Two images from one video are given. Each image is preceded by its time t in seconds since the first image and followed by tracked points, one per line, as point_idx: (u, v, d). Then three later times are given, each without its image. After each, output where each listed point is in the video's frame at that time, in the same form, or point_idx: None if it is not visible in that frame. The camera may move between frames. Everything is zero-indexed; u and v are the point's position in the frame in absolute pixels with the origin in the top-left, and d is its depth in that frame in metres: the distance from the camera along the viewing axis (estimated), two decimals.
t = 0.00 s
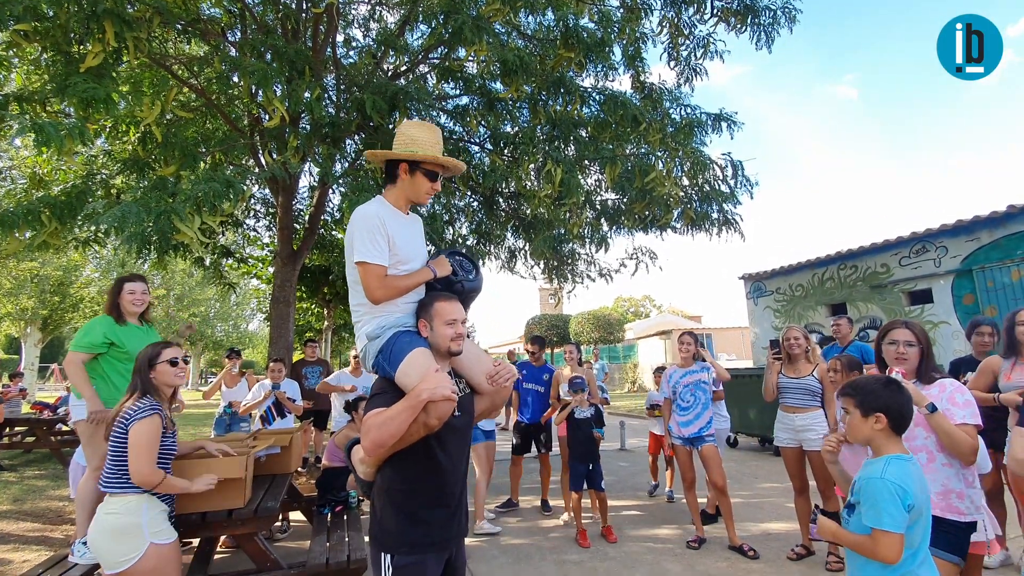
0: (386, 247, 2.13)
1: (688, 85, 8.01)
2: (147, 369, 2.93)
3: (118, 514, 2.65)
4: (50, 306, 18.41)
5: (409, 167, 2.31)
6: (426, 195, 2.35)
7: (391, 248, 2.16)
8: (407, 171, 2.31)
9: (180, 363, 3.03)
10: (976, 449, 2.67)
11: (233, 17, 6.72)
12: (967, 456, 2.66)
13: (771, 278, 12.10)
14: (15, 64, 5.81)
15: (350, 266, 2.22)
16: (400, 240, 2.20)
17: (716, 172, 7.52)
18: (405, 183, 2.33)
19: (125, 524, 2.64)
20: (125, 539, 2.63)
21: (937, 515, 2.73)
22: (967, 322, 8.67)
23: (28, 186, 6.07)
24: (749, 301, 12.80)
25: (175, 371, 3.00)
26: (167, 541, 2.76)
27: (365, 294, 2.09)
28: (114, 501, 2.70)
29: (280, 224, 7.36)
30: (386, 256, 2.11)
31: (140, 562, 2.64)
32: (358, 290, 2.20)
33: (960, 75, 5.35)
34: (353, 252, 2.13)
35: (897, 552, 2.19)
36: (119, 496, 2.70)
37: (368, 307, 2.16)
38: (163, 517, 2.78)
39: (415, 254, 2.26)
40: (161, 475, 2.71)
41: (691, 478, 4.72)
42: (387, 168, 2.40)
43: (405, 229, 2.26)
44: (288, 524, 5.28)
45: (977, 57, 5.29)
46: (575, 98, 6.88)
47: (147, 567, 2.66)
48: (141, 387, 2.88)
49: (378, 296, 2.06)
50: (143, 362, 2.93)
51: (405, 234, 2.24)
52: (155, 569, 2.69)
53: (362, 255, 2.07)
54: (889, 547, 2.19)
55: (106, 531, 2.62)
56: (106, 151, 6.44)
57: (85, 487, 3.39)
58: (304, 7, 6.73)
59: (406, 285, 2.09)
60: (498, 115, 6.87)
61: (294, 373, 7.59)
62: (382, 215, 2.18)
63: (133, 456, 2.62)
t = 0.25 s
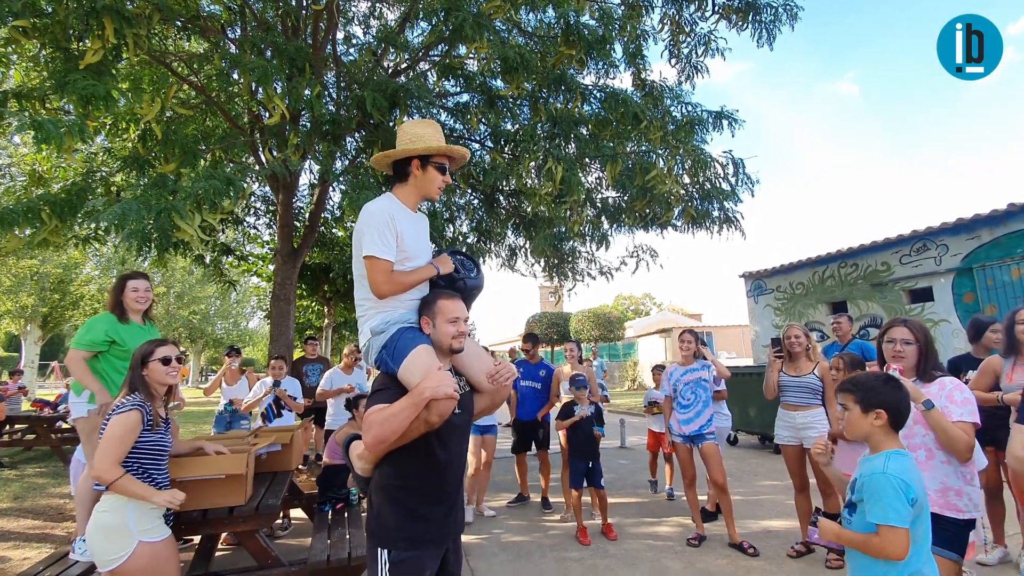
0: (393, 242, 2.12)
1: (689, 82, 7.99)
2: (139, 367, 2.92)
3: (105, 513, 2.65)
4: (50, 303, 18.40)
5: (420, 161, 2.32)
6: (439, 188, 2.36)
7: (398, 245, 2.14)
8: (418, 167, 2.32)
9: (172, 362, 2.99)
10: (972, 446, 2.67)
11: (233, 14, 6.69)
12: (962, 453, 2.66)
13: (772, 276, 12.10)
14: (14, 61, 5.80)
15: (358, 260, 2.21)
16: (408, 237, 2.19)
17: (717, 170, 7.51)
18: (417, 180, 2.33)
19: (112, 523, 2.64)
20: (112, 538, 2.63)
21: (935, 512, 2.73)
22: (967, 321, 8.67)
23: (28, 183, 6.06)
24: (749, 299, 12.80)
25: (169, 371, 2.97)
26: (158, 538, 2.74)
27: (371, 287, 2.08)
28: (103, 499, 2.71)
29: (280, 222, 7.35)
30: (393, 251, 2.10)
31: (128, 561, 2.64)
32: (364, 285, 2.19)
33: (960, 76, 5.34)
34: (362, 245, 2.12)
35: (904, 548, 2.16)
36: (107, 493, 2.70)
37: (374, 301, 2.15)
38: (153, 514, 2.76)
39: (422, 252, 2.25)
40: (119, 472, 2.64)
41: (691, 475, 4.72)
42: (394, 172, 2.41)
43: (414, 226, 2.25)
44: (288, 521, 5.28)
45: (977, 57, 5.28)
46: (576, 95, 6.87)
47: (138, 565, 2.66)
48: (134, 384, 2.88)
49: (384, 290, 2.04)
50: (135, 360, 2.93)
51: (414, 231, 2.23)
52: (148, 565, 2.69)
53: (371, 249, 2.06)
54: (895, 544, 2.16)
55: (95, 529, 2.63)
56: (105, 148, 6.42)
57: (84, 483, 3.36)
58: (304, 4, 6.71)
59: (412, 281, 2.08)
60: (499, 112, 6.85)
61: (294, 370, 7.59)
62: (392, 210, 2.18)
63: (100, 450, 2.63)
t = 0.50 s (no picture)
0: (406, 235, 2.11)
1: (689, 79, 7.97)
2: (137, 364, 2.92)
3: (105, 510, 2.67)
4: (50, 301, 18.41)
5: (427, 156, 2.32)
6: (448, 181, 2.37)
7: (410, 238, 2.14)
8: (427, 163, 2.32)
9: (170, 360, 2.99)
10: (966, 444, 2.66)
11: (233, 10, 6.67)
12: (955, 451, 2.66)
13: (772, 274, 12.09)
14: (14, 58, 5.78)
15: (370, 252, 2.20)
16: (421, 230, 2.19)
17: (718, 167, 7.50)
18: (427, 176, 2.34)
19: (109, 520, 2.65)
20: (106, 535, 2.63)
21: (932, 508, 2.73)
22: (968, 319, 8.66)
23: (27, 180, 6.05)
24: (749, 297, 12.80)
25: (166, 369, 2.96)
26: (149, 540, 2.71)
27: (379, 279, 2.08)
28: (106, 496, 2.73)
29: (280, 219, 7.34)
30: (405, 242, 2.10)
31: (116, 561, 2.63)
32: (372, 280, 2.19)
33: (960, 75, 5.33)
34: (375, 235, 2.11)
35: (917, 543, 2.17)
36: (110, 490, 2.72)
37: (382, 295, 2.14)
38: (151, 513, 2.74)
39: (433, 247, 2.25)
40: (126, 469, 2.67)
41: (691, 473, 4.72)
42: (401, 175, 2.40)
43: (428, 221, 2.25)
44: (289, 518, 5.28)
45: (977, 57, 5.26)
46: (577, 92, 6.85)
47: (124, 566, 2.64)
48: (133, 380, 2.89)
49: (391, 282, 2.04)
50: (134, 356, 2.93)
51: (428, 225, 2.23)
52: (134, 567, 2.66)
53: (384, 238, 2.06)
54: (909, 540, 2.16)
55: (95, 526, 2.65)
56: (105, 145, 6.41)
57: (83, 481, 3.36)
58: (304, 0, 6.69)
59: (422, 276, 2.08)
60: (499, 109, 6.84)
61: (295, 368, 7.59)
62: (406, 202, 2.18)
63: (103, 446, 2.64)
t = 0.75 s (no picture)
0: (412, 228, 2.12)
1: (691, 77, 7.95)
2: (138, 362, 2.94)
3: (105, 508, 2.67)
4: (51, 299, 18.43)
5: (435, 156, 2.34)
6: (455, 181, 2.39)
7: (416, 232, 2.15)
8: (435, 163, 2.34)
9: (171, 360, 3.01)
10: (949, 439, 2.64)
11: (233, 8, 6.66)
12: (936, 446, 2.66)
13: (773, 273, 12.08)
14: (14, 56, 5.77)
15: (376, 247, 2.21)
16: (428, 226, 2.20)
17: (719, 166, 7.48)
18: (435, 176, 2.35)
19: (110, 518, 2.65)
20: (106, 533, 2.63)
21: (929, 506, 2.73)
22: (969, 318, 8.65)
23: (28, 178, 6.04)
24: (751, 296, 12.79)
25: (167, 369, 2.98)
26: (153, 539, 2.73)
27: (382, 271, 2.09)
28: (106, 494, 2.72)
29: (281, 217, 7.33)
30: (410, 234, 2.11)
31: (119, 559, 2.63)
32: (377, 277, 2.20)
33: (960, 76, 5.31)
34: (382, 226, 2.12)
35: (922, 538, 2.18)
36: (110, 488, 2.72)
37: (386, 291, 2.15)
38: (153, 511, 2.76)
39: (439, 244, 2.25)
40: (134, 463, 2.68)
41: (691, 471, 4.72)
42: (409, 178, 2.40)
43: (435, 218, 2.26)
44: (290, 516, 5.29)
45: (977, 57, 5.25)
46: (578, 90, 6.84)
47: (126, 563, 2.64)
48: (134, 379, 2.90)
49: (394, 271, 2.05)
50: (135, 354, 2.94)
51: (435, 220, 2.24)
52: (138, 565, 2.66)
53: (390, 229, 2.07)
54: (915, 536, 2.16)
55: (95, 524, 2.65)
56: (106, 144, 6.41)
57: (83, 479, 3.36)
58: None
59: (426, 270, 2.09)
60: (500, 107, 6.84)
61: (295, 366, 7.59)
62: (414, 197, 2.19)
63: (110, 442, 2.64)
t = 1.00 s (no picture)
0: (418, 226, 2.12)
1: (692, 76, 7.94)
2: (140, 360, 2.94)
3: (108, 507, 2.68)
4: (54, 297, 18.46)
5: (439, 156, 2.34)
6: (459, 180, 2.40)
7: (423, 229, 2.15)
8: (439, 162, 2.34)
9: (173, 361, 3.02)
10: (929, 433, 2.64)
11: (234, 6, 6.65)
12: (917, 437, 2.67)
13: (775, 272, 12.07)
14: (16, 54, 5.78)
15: (381, 243, 2.21)
16: (434, 223, 2.20)
17: (721, 164, 7.47)
18: (440, 176, 2.36)
19: (113, 516, 2.66)
20: (110, 531, 2.64)
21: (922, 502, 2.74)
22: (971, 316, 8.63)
23: (30, 177, 6.05)
24: (752, 295, 12.79)
25: (167, 369, 2.99)
26: (158, 536, 2.74)
27: (387, 268, 2.09)
28: (109, 492, 2.72)
29: (283, 215, 7.33)
30: (416, 232, 2.11)
31: (125, 556, 2.64)
32: (381, 273, 2.19)
33: (960, 76, 5.30)
34: (389, 223, 2.12)
35: (924, 532, 2.19)
36: (113, 486, 2.73)
37: (390, 285, 2.15)
38: (156, 508, 2.77)
39: (445, 241, 2.25)
40: (135, 460, 2.69)
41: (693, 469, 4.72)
42: (413, 179, 2.40)
43: (442, 216, 2.26)
44: (291, 513, 5.30)
45: (977, 57, 5.23)
46: (579, 88, 6.83)
47: (131, 560, 2.65)
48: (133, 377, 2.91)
49: (399, 269, 2.05)
50: (137, 352, 2.95)
51: (441, 219, 2.24)
52: (144, 562, 2.67)
53: (397, 226, 2.07)
54: (918, 530, 2.18)
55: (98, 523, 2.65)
56: (108, 142, 6.41)
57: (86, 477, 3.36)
58: None
59: (433, 268, 2.10)
60: (502, 106, 6.85)
61: (297, 364, 7.60)
62: (421, 195, 2.19)
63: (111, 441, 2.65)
